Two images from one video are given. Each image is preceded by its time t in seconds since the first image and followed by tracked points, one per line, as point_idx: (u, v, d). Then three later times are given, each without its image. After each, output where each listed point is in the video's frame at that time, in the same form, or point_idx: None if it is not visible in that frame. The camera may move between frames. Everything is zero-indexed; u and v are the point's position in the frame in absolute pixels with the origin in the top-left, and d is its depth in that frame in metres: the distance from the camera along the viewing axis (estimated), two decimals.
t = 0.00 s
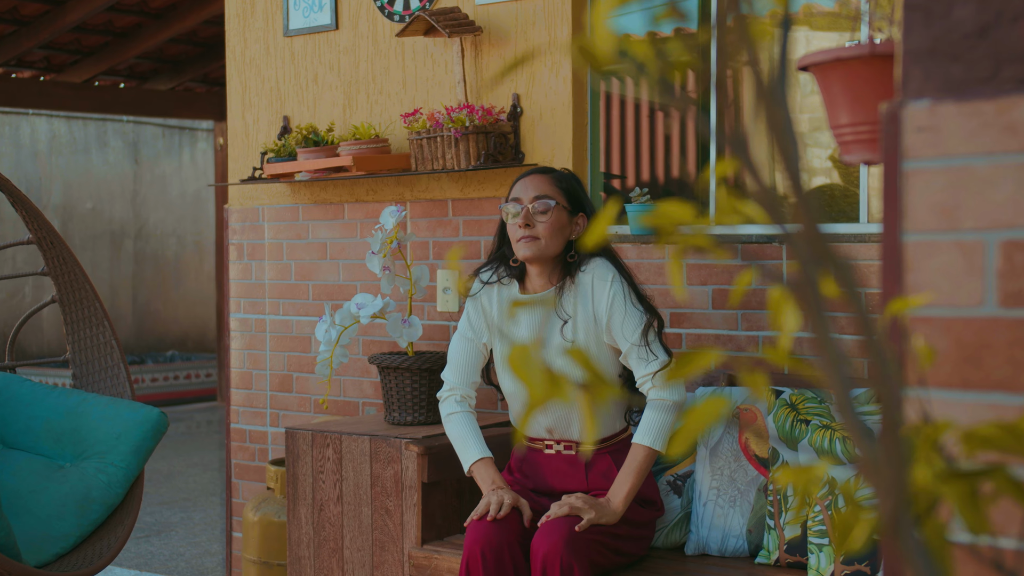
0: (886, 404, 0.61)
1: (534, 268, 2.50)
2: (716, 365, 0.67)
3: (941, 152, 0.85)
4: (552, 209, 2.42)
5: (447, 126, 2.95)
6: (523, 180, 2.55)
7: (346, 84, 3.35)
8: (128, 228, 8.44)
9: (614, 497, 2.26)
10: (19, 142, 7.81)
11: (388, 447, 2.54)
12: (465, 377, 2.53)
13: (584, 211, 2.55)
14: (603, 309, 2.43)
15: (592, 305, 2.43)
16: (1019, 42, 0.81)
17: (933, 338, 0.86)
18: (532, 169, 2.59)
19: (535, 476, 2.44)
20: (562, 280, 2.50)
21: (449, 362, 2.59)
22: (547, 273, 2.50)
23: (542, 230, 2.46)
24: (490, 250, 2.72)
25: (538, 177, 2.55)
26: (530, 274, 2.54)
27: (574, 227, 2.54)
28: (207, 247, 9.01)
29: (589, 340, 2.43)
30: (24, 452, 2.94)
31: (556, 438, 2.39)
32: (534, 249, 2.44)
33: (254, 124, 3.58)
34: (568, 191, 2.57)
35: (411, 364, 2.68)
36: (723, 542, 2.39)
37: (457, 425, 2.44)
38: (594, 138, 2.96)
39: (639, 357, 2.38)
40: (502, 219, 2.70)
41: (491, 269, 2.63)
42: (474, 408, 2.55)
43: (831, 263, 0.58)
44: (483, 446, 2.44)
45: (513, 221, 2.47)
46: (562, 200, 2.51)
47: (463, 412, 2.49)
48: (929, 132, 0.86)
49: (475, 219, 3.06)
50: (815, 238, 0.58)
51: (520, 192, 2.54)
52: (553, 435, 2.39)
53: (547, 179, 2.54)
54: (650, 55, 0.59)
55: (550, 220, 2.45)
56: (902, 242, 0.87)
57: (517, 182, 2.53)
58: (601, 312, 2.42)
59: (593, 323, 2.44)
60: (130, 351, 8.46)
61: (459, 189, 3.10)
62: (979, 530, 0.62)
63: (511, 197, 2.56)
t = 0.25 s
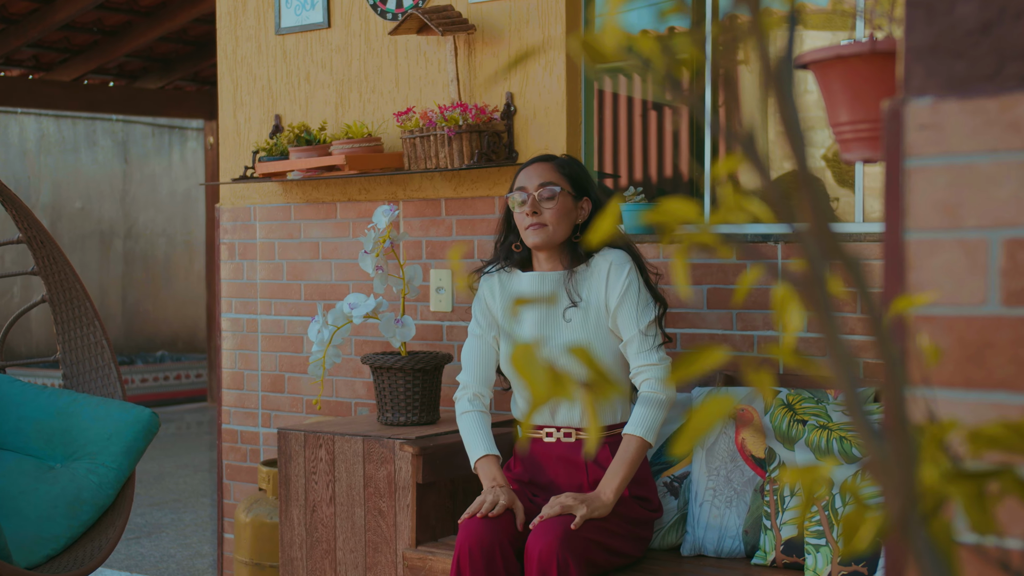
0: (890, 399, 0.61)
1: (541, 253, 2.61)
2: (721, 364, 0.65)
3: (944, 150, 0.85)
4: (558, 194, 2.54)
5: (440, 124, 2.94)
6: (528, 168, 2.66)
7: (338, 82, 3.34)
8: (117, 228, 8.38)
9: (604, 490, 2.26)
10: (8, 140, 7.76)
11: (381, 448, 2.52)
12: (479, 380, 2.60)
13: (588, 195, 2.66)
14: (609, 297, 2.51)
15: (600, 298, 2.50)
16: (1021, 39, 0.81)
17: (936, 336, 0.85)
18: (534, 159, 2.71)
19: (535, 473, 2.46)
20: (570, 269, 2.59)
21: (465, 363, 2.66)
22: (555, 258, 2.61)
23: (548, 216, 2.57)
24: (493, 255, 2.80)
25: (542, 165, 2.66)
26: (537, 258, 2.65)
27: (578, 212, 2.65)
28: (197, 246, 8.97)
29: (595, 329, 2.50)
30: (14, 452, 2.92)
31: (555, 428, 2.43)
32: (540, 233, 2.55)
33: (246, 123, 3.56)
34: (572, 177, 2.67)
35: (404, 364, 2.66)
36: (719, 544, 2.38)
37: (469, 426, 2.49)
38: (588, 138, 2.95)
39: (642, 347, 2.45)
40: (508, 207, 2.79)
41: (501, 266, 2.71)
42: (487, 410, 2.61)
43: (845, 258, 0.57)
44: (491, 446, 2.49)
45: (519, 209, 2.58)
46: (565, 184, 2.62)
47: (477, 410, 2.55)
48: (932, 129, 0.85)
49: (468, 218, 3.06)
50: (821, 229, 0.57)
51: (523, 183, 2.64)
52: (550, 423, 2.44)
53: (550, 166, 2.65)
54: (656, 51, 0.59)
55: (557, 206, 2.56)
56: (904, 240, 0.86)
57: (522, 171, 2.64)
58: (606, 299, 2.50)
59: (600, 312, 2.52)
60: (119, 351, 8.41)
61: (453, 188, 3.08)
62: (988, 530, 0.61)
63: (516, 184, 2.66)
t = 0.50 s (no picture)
0: (898, 401, 0.60)
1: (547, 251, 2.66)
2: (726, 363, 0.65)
3: (945, 148, 0.78)
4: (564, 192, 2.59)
5: (434, 124, 2.93)
6: (533, 167, 2.70)
7: (331, 81, 3.32)
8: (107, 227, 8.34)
9: (595, 490, 2.26)
10: None
11: (374, 448, 2.51)
12: (484, 389, 2.61)
13: (592, 193, 2.72)
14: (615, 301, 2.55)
15: (608, 303, 2.54)
16: None
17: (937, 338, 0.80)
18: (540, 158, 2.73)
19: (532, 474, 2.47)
20: (578, 273, 2.63)
21: (469, 376, 2.67)
22: (562, 255, 2.66)
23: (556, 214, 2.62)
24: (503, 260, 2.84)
25: (547, 164, 2.70)
26: (542, 254, 2.70)
27: (583, 209, 2.71)
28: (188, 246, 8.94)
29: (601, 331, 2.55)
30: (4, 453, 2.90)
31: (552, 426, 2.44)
32: (548, 231, 2.60)
33: (238, 122, 3.55)
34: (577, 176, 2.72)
35: (397, 364, 2.65)
36: (714, 545, 2.38)
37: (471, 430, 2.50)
38: (583, 137, 2.94)
39: (644, 359, 2.47)
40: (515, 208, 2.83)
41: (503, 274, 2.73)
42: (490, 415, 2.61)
43: (854, 256, 0.56)
44: (492, 448, 2.49)
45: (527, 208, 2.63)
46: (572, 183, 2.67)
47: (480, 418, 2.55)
48: (933, 129, 0.79)
49: (462, 218, 3.05)
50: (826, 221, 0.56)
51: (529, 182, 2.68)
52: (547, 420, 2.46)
53: (555, 166, 2.68)
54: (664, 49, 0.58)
55: (563, 203, 2.62)
56: (906, 240, 0.80)
57: (527, 171, 2.68)
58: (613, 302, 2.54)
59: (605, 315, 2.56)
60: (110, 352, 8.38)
61: (446, 187, 3.07)
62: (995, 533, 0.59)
63: (522, 183, 2.71)
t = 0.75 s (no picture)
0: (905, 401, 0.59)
1: (547, 250, 2.68)
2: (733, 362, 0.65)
3: (947, 148, 0.76)
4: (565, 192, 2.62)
5: (427, 123, 2.92)
6: (534, 168, 2.71)
7: (323, 80, 3.31)
8: (96, 226, 8.27)
9: (587, 488, 2.25)
10: None
11: (367, 449, 2.50)
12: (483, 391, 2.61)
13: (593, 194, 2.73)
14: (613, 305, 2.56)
15: (606, 307, 2.55)
16: None
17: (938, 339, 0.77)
18: (541, 159, 2.75)
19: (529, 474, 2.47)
20: (576, 277, 2.64)
21: (467, 380, 2.66)
22: (562, 255, 2.68)
23: (556, 214, 2.64)
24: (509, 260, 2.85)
25: (547, 165, 2.72)
26: (542, 254, 2.71)
27: (584, 211, 2.72)
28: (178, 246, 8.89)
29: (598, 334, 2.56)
30: None
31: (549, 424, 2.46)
32: (549, 232, 2.63)
33: (229, 121, 3.53)
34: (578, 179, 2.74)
35: (390, 364, 2.64)
36: (710, 546, 2.37)
37: (471, 431, 2.51)
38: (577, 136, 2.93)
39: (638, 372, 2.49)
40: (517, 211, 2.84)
41: (498, 276, 2.73)
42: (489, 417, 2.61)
43: (861, 255, 0.55)
44: (492, 448, 2.51)
45: (527, 208, 2.65)
46: (573, 184, 2.69)
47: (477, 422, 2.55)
48: (936, 127, 0.76)
49: (455, 218, 3.04)
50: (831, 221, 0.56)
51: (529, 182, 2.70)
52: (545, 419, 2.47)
53: (556, 167, 2.70)
54: (668, 47, 0.59)
55: (564, 203, 2.64)
56: (906, 240, 0.77)
57: (529, 171, 2.70)
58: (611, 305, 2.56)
59: (604, 319, 2.57)
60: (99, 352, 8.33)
61: (439, 187, 3.06)
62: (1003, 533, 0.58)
63: (523, 184, 2.72)
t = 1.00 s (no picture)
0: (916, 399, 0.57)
1: (542, 251, 2.67)
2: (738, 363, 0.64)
3: (949, 146, 0.72)
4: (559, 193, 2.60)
5: (421, 122, 2.92)
6: (528, 170, 2.71)
7: (315, 79, 3.29)
8: (86, 226, 8.20)
9: (579, 484, 2.25)
10: None
11: (360, 451, 2.49)
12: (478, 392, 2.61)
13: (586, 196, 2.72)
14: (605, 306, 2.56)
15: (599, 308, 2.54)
16: None
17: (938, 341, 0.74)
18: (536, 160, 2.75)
19: (523, 474, 2.46)
20: (570, 278, 2.63)
21: (462, 382, 2.66)
22: (556, 255, 2.67)
23: (550, 214, 2.63)
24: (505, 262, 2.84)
25: (541, 167, 2.72)
26: (537, 254, 2.71)
27: (578, 212, 2.71)
28: (168, 246, 8.86)
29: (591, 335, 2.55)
30: None
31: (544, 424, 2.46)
32: (543, 232, 2.61)
33: (221, 120, 3.51)
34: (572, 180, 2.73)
35: (383, 365, 2.63)
36: (705, 547, 2.37)
37: (465, 430, 2.50)
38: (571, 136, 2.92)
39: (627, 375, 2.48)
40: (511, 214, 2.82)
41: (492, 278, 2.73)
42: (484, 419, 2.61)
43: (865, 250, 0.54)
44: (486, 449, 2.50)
45: (521, 209, 2.65)
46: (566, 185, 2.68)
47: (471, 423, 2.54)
48: (938, 127, 0.73)
49: (449, 218, 3.03)
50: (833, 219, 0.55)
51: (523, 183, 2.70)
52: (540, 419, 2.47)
53: (550, 168, 2.70)
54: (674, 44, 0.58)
55: (558, 204, 2.62)
56: (906, 239, 0.74)
57: (523, 173, 2.70)
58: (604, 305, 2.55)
59: (596, 319, 2.56)
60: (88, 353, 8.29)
61: (432, 186, 3.05)
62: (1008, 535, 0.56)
63: (517, 186, 2.72)
